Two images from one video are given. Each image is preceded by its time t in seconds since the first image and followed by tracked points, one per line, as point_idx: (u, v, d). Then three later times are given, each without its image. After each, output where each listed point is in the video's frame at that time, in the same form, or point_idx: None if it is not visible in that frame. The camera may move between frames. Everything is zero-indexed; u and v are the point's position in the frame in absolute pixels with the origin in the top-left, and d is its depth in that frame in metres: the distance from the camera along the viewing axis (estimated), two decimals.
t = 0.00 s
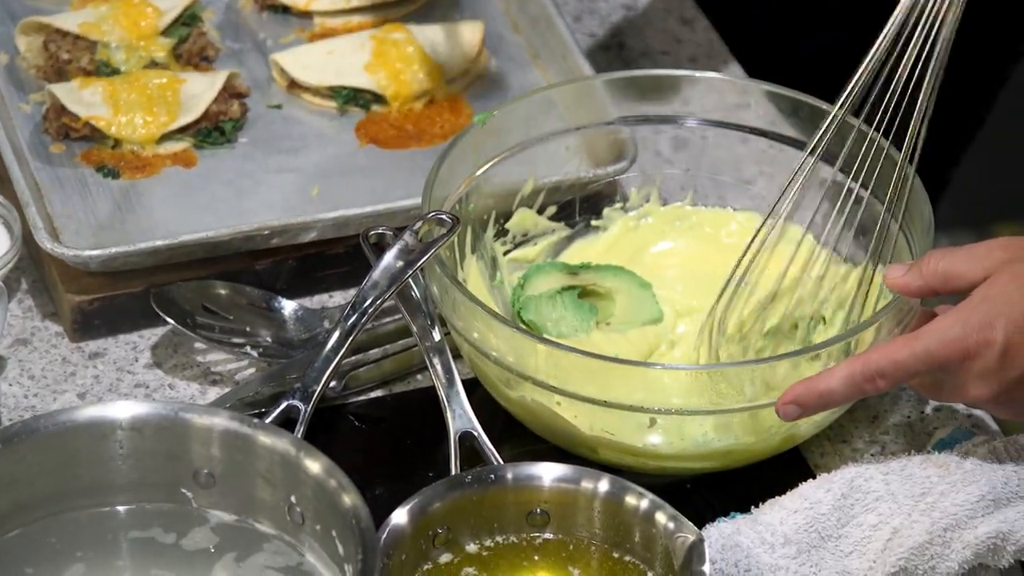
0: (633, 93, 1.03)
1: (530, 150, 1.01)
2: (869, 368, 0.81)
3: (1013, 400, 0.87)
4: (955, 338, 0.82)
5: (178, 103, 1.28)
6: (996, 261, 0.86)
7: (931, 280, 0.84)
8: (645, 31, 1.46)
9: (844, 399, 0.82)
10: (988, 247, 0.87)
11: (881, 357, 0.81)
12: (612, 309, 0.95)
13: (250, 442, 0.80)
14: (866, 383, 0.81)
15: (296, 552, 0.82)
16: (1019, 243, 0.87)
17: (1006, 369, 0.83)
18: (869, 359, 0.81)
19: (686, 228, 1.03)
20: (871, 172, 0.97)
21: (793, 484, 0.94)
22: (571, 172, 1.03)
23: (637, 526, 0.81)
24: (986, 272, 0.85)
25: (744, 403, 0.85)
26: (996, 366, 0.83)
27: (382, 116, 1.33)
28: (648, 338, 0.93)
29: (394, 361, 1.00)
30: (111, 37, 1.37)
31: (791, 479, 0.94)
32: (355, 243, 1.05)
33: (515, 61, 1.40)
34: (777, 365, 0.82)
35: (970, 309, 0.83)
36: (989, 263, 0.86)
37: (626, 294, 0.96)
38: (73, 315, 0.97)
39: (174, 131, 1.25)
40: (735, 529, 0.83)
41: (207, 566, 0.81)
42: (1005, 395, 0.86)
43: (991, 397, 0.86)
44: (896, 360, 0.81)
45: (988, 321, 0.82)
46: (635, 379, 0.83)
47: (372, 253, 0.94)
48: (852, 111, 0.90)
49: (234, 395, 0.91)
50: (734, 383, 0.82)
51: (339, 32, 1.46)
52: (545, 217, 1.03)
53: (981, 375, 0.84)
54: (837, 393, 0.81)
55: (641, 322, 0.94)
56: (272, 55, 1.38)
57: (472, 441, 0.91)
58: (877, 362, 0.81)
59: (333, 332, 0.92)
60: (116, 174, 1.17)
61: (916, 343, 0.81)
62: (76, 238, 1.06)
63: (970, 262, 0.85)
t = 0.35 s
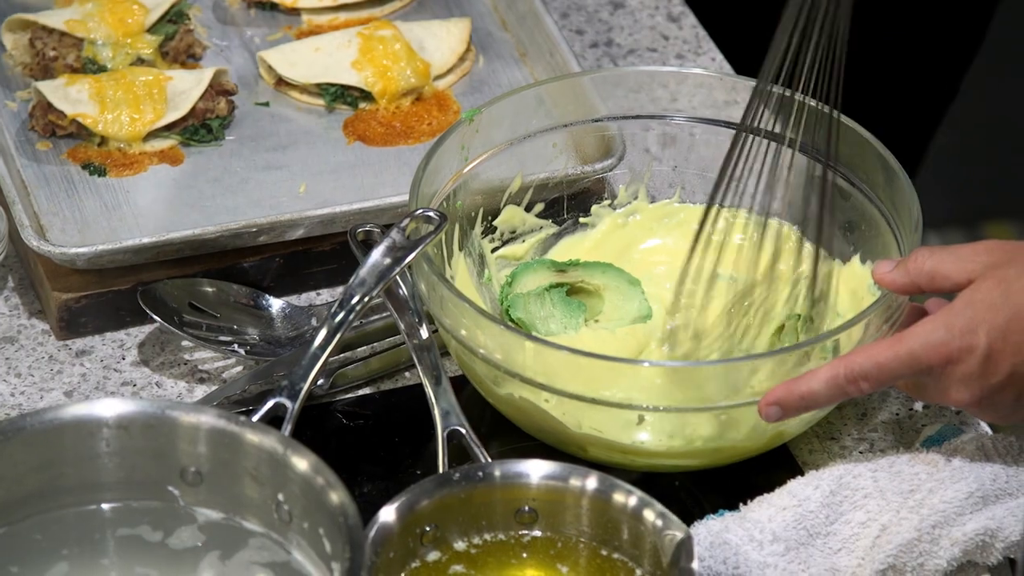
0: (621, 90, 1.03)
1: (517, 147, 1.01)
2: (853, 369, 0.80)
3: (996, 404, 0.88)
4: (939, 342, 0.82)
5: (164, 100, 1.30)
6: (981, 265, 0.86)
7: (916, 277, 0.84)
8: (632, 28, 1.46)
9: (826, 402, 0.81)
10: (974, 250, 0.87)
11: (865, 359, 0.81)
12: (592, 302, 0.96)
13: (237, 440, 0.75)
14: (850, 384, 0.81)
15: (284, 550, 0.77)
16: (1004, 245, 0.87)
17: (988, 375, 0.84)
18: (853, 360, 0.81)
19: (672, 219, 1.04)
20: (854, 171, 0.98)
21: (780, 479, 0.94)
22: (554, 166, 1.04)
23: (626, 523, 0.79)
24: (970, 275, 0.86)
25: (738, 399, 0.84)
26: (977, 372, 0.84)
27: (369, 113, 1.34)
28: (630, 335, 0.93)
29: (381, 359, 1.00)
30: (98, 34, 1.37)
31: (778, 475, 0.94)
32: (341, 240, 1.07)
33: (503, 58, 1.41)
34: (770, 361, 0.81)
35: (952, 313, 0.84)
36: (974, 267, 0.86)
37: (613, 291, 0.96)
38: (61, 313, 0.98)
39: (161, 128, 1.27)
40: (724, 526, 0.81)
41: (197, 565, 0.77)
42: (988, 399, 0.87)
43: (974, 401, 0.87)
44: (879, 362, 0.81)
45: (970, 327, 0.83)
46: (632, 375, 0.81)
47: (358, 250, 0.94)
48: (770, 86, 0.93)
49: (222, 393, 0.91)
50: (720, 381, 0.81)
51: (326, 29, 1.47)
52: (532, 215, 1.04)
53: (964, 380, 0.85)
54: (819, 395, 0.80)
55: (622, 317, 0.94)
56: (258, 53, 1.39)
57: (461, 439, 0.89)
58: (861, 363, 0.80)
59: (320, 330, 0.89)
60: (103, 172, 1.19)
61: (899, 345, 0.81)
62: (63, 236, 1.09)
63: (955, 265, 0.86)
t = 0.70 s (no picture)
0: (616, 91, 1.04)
1: (511, 147, 1.01)
2: (847, 367, 0.80)
3: (992, 402, 0.88)
4: (934, 341, 0.82)
5: (160, 100, 1.30)
6: (975, 263, 0.86)
7: (911, 277, 0.85)
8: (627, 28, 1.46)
9: (822, 400, 0.81)
10: (968, 248, 0.87)
11: (859, 357, 0.81)
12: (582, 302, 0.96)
13: (233, 439, 0.74)
14: (844, 382, 0.81)
15: (279, 549, 0.76)
16: (998, 244, 0.87)
17: (983, 373, 0.84)
18: (847, 358, 0.80)
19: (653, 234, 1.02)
20: (849, 169, 0.98)
21: (774, 478, 0.94)
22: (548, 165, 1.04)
23: (620, 522, 0.79)
24: (964, 273, 0.85)
25: (734, 397, 0.84)
26: (973, 370, 0.83)
27: (364, 112, 1.34)
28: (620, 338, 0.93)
29: (376, 359, 1.00)
30: (92, 33, 1.37)
31: (773, 474, 0.94)
32: (336, 240, 1.08)
33: (498, 58, 1.41)
34: (765, 360, 0.82)
35: (948, 311, 0.83)
36: (969, 265, 0.86)
37: (600, 296, 0.96)
38: (55, 313, 0.99)
39: (156, 128, 1.27)
40: (718, 525, 0.81)
41: (189, 564, 0.76)
42: (983, 397, 0.86)
43: (969, 399, 0.86)
44: (874, 361, 0.80)
45: (966, 325, 0.82)
46: (624, 373, 0.80)
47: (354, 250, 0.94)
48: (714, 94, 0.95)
49: (217, 392, 0.91)
50: (713, 381, 0.81)
51: (321, 28, 1.47)
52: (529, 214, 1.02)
53: (959, 378, 0.84)
54: (815, 393, 0.80)
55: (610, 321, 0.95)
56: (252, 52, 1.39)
57: (456, 438, 0.89)
58: (856, 362, 0.80)
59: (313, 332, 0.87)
60: (98, 172, 1.19)
61: (894, 343, 0.81)
62: (58, 236, 1.09)
63: (949, 263, 0.85)
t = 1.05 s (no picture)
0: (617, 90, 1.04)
1: (512, 148, 1.01)
2: (848, 370, 0.80)
3: (991, 406, 0.88)
4: (935, 345, 0.82)
5: (161, 102, 1.30)
6: (977, 268, 0.86)
7: (912, 281, 0.85)
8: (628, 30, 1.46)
9: (822, 403, 0.81)
10: (971, 252, 0.87)
11: (859, 360, 0.80)
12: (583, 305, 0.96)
13: (234, 441, 0.74)
14: (845, 385, 0.81)
15: (280, 552, 0.76)
16: (1000, 248, 0.87)
17: (983, 378, 0.84)
18: (847, 361, 0.80)
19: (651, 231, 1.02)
20: (850, 171, 0.98)
21: (775, 480, 0.94)
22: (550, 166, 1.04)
23: (622, 524, 0.79)
24: (966, 278, 0.86)
25: (736, 398, 0.84)
26: (974, 375, 0.83)
27: (365, 114, 1.34)
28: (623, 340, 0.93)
29: (377, 361, 1.00)
30: (93, 35, 1.37)
31: (774, 475, 0.94)
32: (338, 242, 1.08)
33: (499, 60, 1.41)
34: (766, 362, 0.82)
35: (950, 315, 0.83)
36: (971, 269, 0.86)
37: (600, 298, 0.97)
38: (57, 314, 0.99)
39: (157, 129, 1.27)
40: (720, 526, 0.81)
41: (189, 564, 0.76)
42: (983, 402, 0.87)
43: (969, 403, 0.87)
44: (874, 363, 0.80)
45: (968, 329, 0.82)
46: (624, 374, 0.80)
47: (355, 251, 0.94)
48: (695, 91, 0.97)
49: (218, 394, 0.91)
50: (714, 382, 0.81)
51: (322, 30, 1.47)
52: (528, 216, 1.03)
53: (960, 383, 0.84)
54: (815, 395, 0.80)
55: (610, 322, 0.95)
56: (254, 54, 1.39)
57: (457, 440, 0.89)
58: (855, 364, 0.80)
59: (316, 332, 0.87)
60: (99, 174, 1.19)
61: (894, 346, 0.81)
62: (59, 237, 1.09)
63: (951, 268, 0.85)
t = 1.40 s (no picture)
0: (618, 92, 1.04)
1: (513, 150, 1.01)
2: (849, 370, 0.80)
3: (994, 404, 0.88)
4: (935, 343, 0.82)
5: (162, 104, 1.30)
6: (976, 267, 0.86)
7: (913, 282, 0.84)
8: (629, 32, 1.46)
9: (824, 402, 0.81)
10: (970, 251, 0.87)
11: (860, 359, 0.80)
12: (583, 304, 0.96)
13: (236, 442, 0.73)
14: (846, 384, 0.81)
15: (282, 554, 0.76)
16: (1000, 246, 0.87)
17: (985, 376, 0.84)
18: (848, 360, 0.80)
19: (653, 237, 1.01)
20: (852, 173, 0.98)
21: (777, 481, 0.94)
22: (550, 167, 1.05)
23: (623, 525, 0.79)
24: (966, 277, 0.85)
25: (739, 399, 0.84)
26: (974, 373, 0.84)
27: (367, 116, 1.34)
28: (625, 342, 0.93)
29: (379, 362, 1.00)
30: (95, 37, 1.37)
31: (776, 477, 0.94)
32: (340, 244, 1.08)
33: (501, 62, 1.42)
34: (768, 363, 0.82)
35: (950, 314, 0.83)
36: (970, 268, 0.86)
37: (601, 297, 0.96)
38: (59, 316, 0.99)
39: (158, 132, 1.27)
40: (722, 528, 0.81)
41: (190, 564, 0.76)
42: (985, 400, 0.87)
43: (971, 402, 0.87)
44: (875, 363, 0.80)
45: (968, 328, 0.82)
46: (623, 375, 0.80)
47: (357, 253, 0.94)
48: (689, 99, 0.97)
49: (219, 395, 0.91)
50: (716, 383, 0.81)
51: (324, 32, 1.48)
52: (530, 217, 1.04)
53: (961, 380, 0.85)
54: (816, 395, 0.80)
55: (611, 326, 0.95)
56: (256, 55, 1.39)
57: (459, 440, 0.89)
58: (856, 363, 0.80)
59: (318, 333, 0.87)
60: (100, 175, 1.19)
61: (895, 346, 0.81)
62: (61, 239, 1.09)
63: (950, 267, 0.85)
